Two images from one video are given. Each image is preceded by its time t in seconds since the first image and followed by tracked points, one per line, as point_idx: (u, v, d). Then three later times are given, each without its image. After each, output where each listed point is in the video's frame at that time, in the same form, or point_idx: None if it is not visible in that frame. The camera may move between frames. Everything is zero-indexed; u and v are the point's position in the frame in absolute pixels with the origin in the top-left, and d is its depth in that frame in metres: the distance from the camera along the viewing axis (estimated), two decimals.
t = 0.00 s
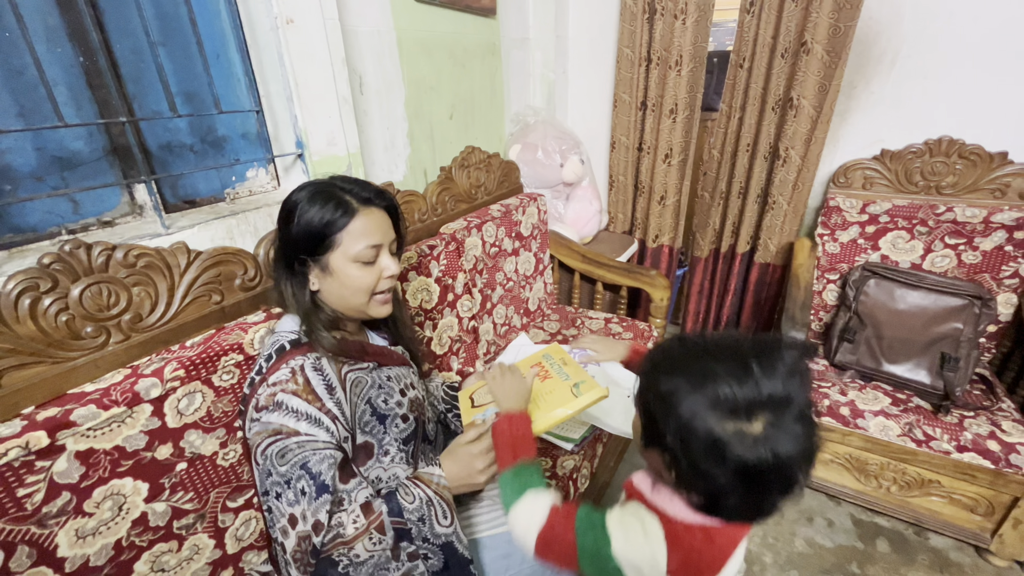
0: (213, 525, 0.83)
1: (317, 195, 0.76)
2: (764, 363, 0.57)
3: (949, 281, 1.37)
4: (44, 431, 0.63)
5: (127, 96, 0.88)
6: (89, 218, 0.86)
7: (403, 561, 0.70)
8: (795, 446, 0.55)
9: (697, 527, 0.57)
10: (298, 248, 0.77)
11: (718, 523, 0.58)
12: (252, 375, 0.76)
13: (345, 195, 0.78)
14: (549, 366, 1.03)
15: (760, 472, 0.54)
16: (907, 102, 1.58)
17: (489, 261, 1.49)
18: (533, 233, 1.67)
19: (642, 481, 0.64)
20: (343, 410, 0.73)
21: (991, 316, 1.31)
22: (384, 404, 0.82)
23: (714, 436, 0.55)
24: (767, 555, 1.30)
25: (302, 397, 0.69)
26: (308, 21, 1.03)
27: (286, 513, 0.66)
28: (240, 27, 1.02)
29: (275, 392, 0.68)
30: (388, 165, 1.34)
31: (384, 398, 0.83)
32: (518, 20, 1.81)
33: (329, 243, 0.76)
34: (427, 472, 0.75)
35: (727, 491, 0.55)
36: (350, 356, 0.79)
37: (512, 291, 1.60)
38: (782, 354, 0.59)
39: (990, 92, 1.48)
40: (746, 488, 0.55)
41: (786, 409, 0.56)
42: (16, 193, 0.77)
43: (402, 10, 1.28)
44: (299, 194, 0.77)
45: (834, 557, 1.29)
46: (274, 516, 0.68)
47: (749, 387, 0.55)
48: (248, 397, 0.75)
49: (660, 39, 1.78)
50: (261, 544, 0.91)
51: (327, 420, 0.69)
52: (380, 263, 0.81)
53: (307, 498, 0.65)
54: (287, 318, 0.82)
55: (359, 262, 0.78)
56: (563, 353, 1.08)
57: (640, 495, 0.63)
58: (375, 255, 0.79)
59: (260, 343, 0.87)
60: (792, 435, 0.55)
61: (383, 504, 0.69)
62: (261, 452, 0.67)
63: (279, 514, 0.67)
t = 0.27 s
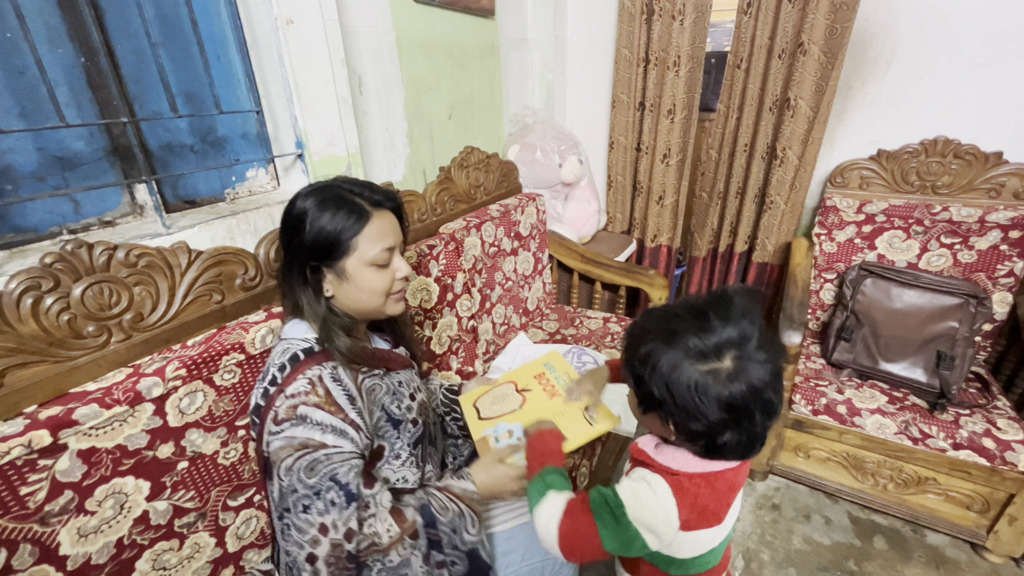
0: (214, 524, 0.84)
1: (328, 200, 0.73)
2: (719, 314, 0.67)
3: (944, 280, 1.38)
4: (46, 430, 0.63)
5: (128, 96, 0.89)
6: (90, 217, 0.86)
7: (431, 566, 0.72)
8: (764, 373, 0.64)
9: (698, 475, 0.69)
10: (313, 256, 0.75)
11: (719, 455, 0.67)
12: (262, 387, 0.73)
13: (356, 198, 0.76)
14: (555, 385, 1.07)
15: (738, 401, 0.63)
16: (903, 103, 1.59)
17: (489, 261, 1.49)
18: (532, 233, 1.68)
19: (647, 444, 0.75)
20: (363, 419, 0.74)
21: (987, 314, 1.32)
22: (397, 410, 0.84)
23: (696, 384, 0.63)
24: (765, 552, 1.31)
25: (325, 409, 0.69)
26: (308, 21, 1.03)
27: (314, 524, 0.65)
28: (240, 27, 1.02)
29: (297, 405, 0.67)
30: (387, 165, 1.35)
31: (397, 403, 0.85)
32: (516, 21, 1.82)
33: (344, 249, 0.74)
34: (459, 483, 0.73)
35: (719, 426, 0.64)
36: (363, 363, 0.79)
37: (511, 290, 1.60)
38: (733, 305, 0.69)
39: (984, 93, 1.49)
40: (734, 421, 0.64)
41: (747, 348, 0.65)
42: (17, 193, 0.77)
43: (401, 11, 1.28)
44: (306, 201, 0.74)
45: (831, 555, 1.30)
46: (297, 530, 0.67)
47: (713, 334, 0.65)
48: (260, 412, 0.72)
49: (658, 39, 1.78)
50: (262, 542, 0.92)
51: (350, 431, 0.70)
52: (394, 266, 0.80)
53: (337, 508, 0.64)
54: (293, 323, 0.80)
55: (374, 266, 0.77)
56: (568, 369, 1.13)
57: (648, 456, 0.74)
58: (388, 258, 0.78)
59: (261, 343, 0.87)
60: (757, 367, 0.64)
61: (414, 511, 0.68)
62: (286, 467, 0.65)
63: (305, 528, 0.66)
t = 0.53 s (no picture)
0: (216, 522, 0.84)
1: (342, 207, 0.73)
2: (692, 299, 0.68)
3: (944, 278, 1.38)
4: (50, 429, 0.64)
5: (129, 96, 0.89)
6: (92, 217, 0.87)
7: None
8: (751, 343, 0.65)
9: (711, 465, 0.70)
10: (324, 263, 0.74)
11: (728, 432, 0.68)
12: (268, 396, 0.73)
13: (371, 206, 0.76)
14: (559, 401, 1.05)
15: (733, 376, 0.64)
16: (902, 101, 1.60)
17: (489, 260, 1.50)
18: (532, 232, 1.68)
19: (659, 437, 0.76)
20: (370, 431, 0.75)
21: (986, 312, 1.32)
22: (403, 418, 0.85)
23: (689, 368, 0.65)
24: (765, 549, 1.32)
25: (334, 422, 0.69)
26: (308, 21, 1.03)
27: (322, 536, 0.67)
28: (241, 27, 1.03)
29: (305, 418, 0.68)
30: (387, 164, 1.35)
31: (403, 411, 0.85)
32: (516, 20, 1.82)
33: (358, 258, 0.74)
34: (471, 510, 0.78)
35: (722, 403, 0.65)
36: (368, 372, 0.79)
37: (512, 289, 1.61)
38: (702, 286, 0.70)
39: (984, 91, 1.49)
40: (734, 397, 0.65)
41: (728, 324, 0.66)
42: (19, 193, 0.77)
43: (401, 11, 1.29)
44: (320, 208, 0.73)
45: (831, 552, 1.30)
46: (301, 542, 0.68)
47: (693, 319, 0.66)
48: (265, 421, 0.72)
49: (657, 38, 1.79)
50: (264, 540, 0.93)
51: (359, 444, 0.71)
52: (404, 275, 0.81)
53: (347, 520, 0.68)
54: (300, 329, 0.80)
55: (386, 275, 0.78)
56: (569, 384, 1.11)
57: (661, 451, 0.75)
58: (400, 268, 0.79)
59: (263, 341, 0.87)
60: (741, 340, 0.65)
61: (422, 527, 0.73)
62: (294, 481, 0.66)
63: (311, 540, 0.68)
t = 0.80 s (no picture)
0: (210, 519, 0.84)
1: (336, 204, 0.73)
2: (686, 294, 0.68)
3: (937, 273, 1.39)
4: (40, 426, 0.63)
5: (119, 91, 0.88)
6: (81, 213, 0.86)
7: None
8: (749, 330, 0.66)
9: (710, 460, 0.70)
10: (318, 262, 0.73)
11: (738, 422, 0.68)
12: (262, 393, 0.71)
13: (365, 203, 0.76)
14: (552, 405, 1.04)
15: (739, 366, 0.64)
16: (897, 97, 1.60)
17: (484, 256, 1.49)
18: (528, 229, 1.68)
19: (658, 435, 0.76)
20: (366, 428, 0.74)
21: (979, 307, 1.33)
22: (399, 415, 0.84)
23: (697, 365, 0.64)
24: (760, 544, 1.32)
25: (330, 420, 0.68)
26: (301, 15, 1.02)
27: (317, 534, 0.68)
28: (232, 21, 1.02)
29: (301, 416, 0.67)
30: (381, 160, 1.34)
31: (399, 408, 0.85)
32: (511, 16, 1.81)
33: (353, 255, 0.74)
34: (471, 522, 0.79)
35: (731, 395, 0.65)
36: (366, 370, 0.78)
37: (507, 286, 1.60)
38: (694, 278, 0.71)
39: (977, 87, 1.50)
40: (743, 386, 0.65)
41: (726, 316, 0.66)
42: (7, 189, 0.76)
43: (395, 6, 1.28)
44: (313, 205, 0.73)
45: (825, 546, 1.31)
46: (297, 539, 0.69)
47: (692, 313, 0.66)
48: (259, 420, 0.71)
49: (653, 34, 1.78)
50: (259, 538, 0.92)
51: (355, 442, 0.70)
52: (400, 274, 0.80)
53: (343, 518, 0.68)
54: (291, 327, 0.79)
55: (381, 274, 0.77)
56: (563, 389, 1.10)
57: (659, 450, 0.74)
58: (396, 266, 0.78)
59: (257, 338, 0.87)
60: (742, 330, 0.65)
61: (422, 532, 0.75)
62: (289, 479, 0.66)
63: (307, 538, 0.68)
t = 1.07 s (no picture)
0: (205, 520, 0.83)
1: (329, 199, 0.73)
2: (676, 296, 0.67)
3: (934, 271, 1.39)
4: (32, 428, 0.63)
5: (112, 89, 0.87)
6: (75, 213, 0.85)
7: None
8: (742, 335, 0.66)
9: (700, 467, 0.68)
10: (311, 256, 0.73)
11: (734, 426, 0.68)
12: (258, 386, 0.72)
13: (358, 199, 0.75)
14: (549, 416, 1.03)
15: (734, 370, 0.64)
16: (893, 95, 1.60)
17: (482, 256, 1.49)
18: (525, 228, 1.67)
19: (649, 442, 0.75)
20: (363, 419, 0.74)
21: (975, 305, 1.33)
22: (396, 409, 0.84)
23: (691, 371, 0.63)
24: (757, 542, 1.33)
25: (326, 409, 0.69)
26: (295, 12, 1.01)
27: (314, 526, 0.67)
28: (226, 18, 1.01)
29: (296, 406, 0.67)
30: (378, 159, 1.34)
31: (396, 402, 0.85)
32: (508, 14, 1.81)
33: (345, 251, 0.73)
34: (470, 513, 0.79)
35: (727, 399, 0.65)
36: (362, 363, 0.78)
37: (505, 285, 1.60)
38: (683, 280, 0.70)
39: (973, 85, 1.50)
40: (737, 391, 0.65)
41: (717, 318, 0.66)
42: None
43: (391, 4, 1.27)
44: (307, 201, 0.73)
45: (822, 543, 1.31)
46: (294, 533, 0.68)
47: (684, 317, 0.65)
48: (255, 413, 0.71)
49: (649, 32, 1.78)
50: (255, 539, 0.92)
51: (351, 432, 0.70)
52: (393, 269, 0.80)
53: (340, 509, 0.67)
54: (287, 322, 0.78)
55: (374, 269, 0.77)
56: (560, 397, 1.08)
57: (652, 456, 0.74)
58: (388, 261, 0.78)
59: (252, 338, 0.86)
60: (733, 332, 0.65)
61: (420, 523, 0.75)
62: (285, 469, 0.66)
63: (304, 530, 0.68)
